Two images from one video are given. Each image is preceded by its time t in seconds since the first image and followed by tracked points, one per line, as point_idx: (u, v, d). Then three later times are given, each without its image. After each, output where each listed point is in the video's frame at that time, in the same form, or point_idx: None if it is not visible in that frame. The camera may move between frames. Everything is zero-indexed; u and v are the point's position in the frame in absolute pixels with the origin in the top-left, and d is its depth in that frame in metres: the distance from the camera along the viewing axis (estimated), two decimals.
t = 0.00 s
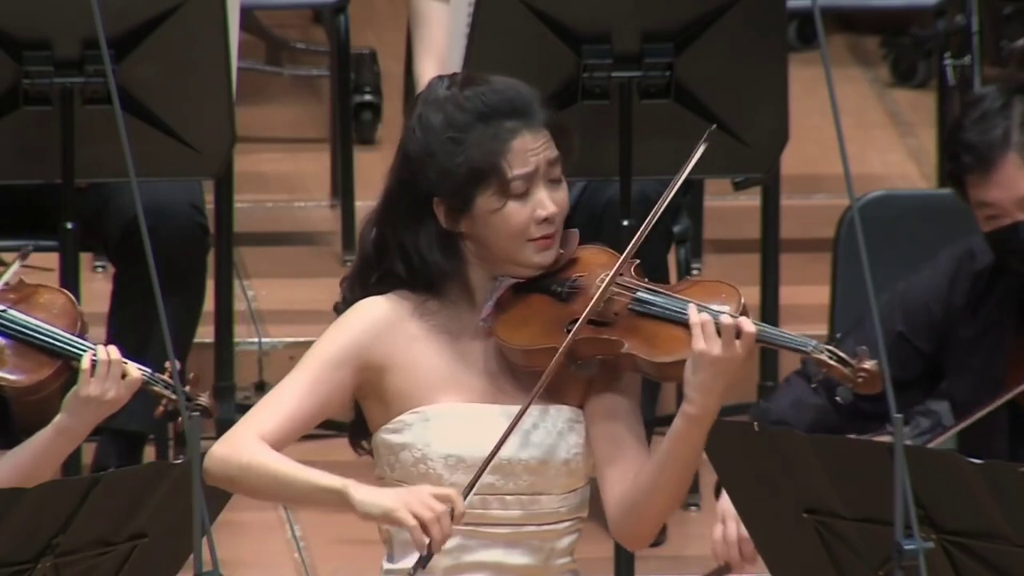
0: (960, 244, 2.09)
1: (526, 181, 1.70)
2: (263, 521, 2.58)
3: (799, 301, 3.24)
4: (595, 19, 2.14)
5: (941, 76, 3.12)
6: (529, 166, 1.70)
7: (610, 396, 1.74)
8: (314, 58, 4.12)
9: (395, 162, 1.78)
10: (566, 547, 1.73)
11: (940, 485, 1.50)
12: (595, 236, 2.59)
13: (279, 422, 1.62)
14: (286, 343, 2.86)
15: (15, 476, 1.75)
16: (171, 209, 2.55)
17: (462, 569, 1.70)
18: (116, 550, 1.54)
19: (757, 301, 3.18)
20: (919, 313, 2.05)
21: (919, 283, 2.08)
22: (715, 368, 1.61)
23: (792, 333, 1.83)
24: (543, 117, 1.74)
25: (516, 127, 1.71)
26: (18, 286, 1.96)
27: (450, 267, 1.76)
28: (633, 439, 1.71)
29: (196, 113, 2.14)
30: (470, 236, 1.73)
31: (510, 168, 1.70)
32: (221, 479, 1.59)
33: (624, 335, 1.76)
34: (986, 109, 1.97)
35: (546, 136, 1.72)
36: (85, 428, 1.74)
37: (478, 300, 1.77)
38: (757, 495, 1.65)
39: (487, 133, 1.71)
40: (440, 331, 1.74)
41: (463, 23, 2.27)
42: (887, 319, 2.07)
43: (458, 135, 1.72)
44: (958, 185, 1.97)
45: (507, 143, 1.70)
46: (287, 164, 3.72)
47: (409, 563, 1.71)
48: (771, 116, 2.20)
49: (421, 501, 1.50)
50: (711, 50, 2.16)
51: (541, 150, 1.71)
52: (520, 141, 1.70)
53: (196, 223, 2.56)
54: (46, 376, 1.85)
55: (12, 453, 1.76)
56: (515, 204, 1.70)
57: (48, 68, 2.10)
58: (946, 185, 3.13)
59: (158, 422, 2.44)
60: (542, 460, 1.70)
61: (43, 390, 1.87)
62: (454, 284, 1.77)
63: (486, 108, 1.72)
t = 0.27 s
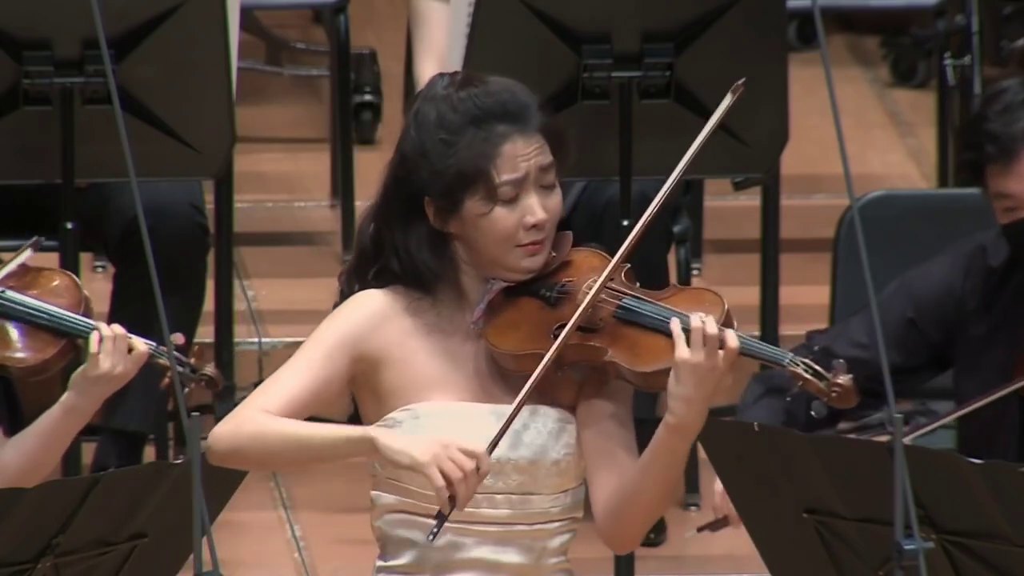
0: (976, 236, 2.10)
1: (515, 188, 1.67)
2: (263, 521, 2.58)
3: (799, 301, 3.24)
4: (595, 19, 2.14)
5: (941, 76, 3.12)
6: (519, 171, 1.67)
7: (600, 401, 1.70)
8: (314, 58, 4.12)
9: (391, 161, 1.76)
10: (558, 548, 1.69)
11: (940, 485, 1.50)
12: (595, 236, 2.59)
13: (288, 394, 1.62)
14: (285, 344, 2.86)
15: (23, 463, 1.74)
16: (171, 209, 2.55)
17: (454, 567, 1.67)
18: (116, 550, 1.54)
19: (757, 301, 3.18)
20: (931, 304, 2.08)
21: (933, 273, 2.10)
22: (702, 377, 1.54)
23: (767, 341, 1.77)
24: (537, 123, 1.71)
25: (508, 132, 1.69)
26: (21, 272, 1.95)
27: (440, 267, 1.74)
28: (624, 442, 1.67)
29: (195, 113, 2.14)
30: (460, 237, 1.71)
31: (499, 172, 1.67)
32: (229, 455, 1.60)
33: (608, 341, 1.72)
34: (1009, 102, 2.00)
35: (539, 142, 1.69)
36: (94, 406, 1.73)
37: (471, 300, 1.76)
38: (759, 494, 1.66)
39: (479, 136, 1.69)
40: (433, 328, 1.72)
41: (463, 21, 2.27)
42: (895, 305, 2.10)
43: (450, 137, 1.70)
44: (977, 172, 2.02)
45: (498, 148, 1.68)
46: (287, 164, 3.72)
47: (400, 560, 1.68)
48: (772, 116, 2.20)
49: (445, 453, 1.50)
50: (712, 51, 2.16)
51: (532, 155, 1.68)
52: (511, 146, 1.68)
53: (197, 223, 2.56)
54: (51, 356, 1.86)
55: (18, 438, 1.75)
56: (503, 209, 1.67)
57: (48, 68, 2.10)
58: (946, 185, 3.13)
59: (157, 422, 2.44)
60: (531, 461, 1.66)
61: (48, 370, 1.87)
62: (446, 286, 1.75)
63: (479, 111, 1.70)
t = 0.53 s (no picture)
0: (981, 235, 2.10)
1: (515, 197, 1.64)
2: (263, 521, 2.58)
3: (799, 301, 3.24)
4: (595, 19, 2.15)
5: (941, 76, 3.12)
6: (521, 181, 1.64)
7: (603, 412, 1.68)
8: (314, 58, 4.12)
9: (398, 158, 1.74)
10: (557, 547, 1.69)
11: (940, 485, 1.50)
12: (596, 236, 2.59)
13: (307, 382, 1.60)
14: (285, 344, 2.86)
15: (26, 465, 1.74)
16: (171, 209, 2.55)
17: (455, 565, 1.66)
18: (116, 550, 1.54)
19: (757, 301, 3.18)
20: (935, 301, 2.08)
21: (939, 271, 2.10)
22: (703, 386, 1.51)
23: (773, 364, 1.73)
24: (544, 131, 1.68)
25: (513, 140, 1.66)
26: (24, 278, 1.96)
27: (441, 265, 1.73)
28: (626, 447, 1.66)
29: (195, 113, 2.14)
30: (459, 239, 1.69)
31: (500, 180, 1.65)
32: (254, 446, 1.57)
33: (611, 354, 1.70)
34: (1020, 96, 2.00)
35: (544, 152, 1.66)
36: (96, 409, 1.72)
37: (471, 300, 1.74)
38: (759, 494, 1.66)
39: (483, 142, 1.66)
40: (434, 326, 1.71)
41: (464, 20, 2.27)
42: (900, 303, 2.10)
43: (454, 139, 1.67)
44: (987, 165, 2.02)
45: (501, 155, 1.65)
46: (287, 164, 3.72)
47: (395, 560, 1.68)
48: (772, 116, 2.20)
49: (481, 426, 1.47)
50: (712, 51, 2.17)
51: (535, 165, 1.65)
52: (515, 154, 1.65)
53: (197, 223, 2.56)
54: (54, 360, 1.86)
55: (21, 441, 1.75)
56: (502, 216, 1.64)
57: (48, 68, 2.10)
58: (946, 185, 3.13)
59: (158, 422, 2.44)
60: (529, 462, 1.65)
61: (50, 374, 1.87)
62: (447, 286, 1.73)
63: (486, 115, 1.67)
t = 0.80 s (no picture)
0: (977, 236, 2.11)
1: (527, 208, 1.64)
2: (263, 521, 2.58)
3: (799, 301, 3.24)
4: (595, 19, 2.15)
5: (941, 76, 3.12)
6: (535, 193, 1.64)
7: (613, 425, 1.67)
8: (314, 58, 4.12)
9: (408, 159, 1.73)
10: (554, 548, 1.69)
11: (941, 486, 1.50)
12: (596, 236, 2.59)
13: (338, 376, 1.60)
14: (286, 344, 2.87)
15: (27, 470, 1.74)
16: (171, 209, 2.55)
17: (450, 566, 1.66)
18: (116, 550, 1.54)
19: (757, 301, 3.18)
20: (937, 305, 2.08)
21: (939, 275, 2.09)
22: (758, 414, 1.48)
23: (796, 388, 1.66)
24: (558, 142, 1.68)
25: (530, 150, 1.65)
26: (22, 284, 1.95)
27: (447, 268, 1.73)
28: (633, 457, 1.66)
29: (196, 113, 2.14)
30: (468, 244, 1.70)
31: (515, 190, 1.64)
32: (288, 440, 1.57)
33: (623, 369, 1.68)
34: (1021, 95, 2.00)
35: (558, 165, 1.66)
36: (96, 419, 1.71)
37: (476, 304, 1.74)
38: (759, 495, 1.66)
39: (499, 151, 1.65)
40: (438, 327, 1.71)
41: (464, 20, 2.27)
42: (903, 309, 2.09)
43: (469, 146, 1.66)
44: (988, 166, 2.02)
45: (518, 166, 1.65)
46: (287, 164, 3.72)
47: (392, 560, 1.68)
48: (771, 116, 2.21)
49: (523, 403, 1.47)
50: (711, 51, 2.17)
51: (550, 177, 1.65)
52: (531, 165, 1.65)
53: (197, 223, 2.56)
54: (53, 369, 1.85)
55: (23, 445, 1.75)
56: (513, 226, 1.64)
57: (48, 68, 2.10)
58: (946, 185, 3.14)
59: (157, 422, 2.44)
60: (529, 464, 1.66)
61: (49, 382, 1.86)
62: (450, 288, 1.74)
63: (503, 124, 1.67)
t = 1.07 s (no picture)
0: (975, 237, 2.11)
1: (548, 211, 1.62)
2: (263, 521, 2.58)
3: (800, 301, 3.24)
4: (594, 19, 2.15)
5: (941, 76, 3.12)
6: (556, 196, 1.62)
7: (633, 430, 1.67)
8: (314, 58, 4.12)
9: (418, 162, 1.69)
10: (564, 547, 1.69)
11: (940, 485, 1.50)
12: (596, 236, 2.59)
13: (383, 359, 1.60)
14: (286, 344, 2.86)
15: (21, 466, 1.74)
16: (171, 209, 2.55)
17: (463, 568, 1.65)
18: (116, 550, 1.54)
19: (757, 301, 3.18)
20: (935, 306, 2.07)
21: (936, 277, 2.09)
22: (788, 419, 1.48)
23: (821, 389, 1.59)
24: (573, 145, 1.66)
25: (549, 153, 1.63)
26: (13, 279, 1.95)
27: (461, 270, 1.72)
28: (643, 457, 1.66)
29: (196, 113, 2.14)
30: (484, 249, 1.67)
31: (538, 195, 1.62)
32: (360, 426, 1.55)
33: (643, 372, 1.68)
34: (1013, 93, 1.99)
35: (576, 167, 1.65)
36: (89, 411, 1.71)
37: (489, 308, 1.74)
38: (758, 495, 1.66)
39: (520, 155, 1.62)
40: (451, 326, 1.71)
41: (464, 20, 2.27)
42: (902, 312, 2.08)
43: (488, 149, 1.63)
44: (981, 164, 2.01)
45: (540, 170, 1.62)
46: (287, 164, 3.72)
47: (404, 564, 1.67)
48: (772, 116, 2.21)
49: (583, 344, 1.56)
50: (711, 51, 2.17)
51: (569, 180, 1.63)
52: (551, 168, 1.62)
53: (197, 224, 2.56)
54: (46, 362, 1.85)
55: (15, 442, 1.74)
56: (533, 231, 1.62)
57: (48, 68, 2.10)
58: (946, 185, 3.13)
59: (157, 422, 2.44)
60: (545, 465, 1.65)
61: (42, 376, 1.86)
62: (462, 289, 1.73)
63: (520, 126, 1.64)
